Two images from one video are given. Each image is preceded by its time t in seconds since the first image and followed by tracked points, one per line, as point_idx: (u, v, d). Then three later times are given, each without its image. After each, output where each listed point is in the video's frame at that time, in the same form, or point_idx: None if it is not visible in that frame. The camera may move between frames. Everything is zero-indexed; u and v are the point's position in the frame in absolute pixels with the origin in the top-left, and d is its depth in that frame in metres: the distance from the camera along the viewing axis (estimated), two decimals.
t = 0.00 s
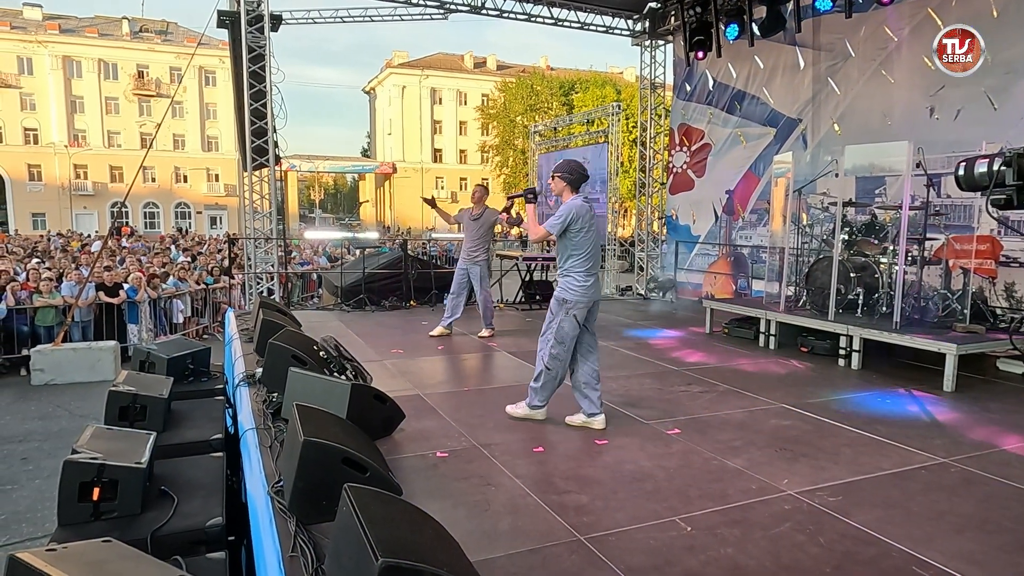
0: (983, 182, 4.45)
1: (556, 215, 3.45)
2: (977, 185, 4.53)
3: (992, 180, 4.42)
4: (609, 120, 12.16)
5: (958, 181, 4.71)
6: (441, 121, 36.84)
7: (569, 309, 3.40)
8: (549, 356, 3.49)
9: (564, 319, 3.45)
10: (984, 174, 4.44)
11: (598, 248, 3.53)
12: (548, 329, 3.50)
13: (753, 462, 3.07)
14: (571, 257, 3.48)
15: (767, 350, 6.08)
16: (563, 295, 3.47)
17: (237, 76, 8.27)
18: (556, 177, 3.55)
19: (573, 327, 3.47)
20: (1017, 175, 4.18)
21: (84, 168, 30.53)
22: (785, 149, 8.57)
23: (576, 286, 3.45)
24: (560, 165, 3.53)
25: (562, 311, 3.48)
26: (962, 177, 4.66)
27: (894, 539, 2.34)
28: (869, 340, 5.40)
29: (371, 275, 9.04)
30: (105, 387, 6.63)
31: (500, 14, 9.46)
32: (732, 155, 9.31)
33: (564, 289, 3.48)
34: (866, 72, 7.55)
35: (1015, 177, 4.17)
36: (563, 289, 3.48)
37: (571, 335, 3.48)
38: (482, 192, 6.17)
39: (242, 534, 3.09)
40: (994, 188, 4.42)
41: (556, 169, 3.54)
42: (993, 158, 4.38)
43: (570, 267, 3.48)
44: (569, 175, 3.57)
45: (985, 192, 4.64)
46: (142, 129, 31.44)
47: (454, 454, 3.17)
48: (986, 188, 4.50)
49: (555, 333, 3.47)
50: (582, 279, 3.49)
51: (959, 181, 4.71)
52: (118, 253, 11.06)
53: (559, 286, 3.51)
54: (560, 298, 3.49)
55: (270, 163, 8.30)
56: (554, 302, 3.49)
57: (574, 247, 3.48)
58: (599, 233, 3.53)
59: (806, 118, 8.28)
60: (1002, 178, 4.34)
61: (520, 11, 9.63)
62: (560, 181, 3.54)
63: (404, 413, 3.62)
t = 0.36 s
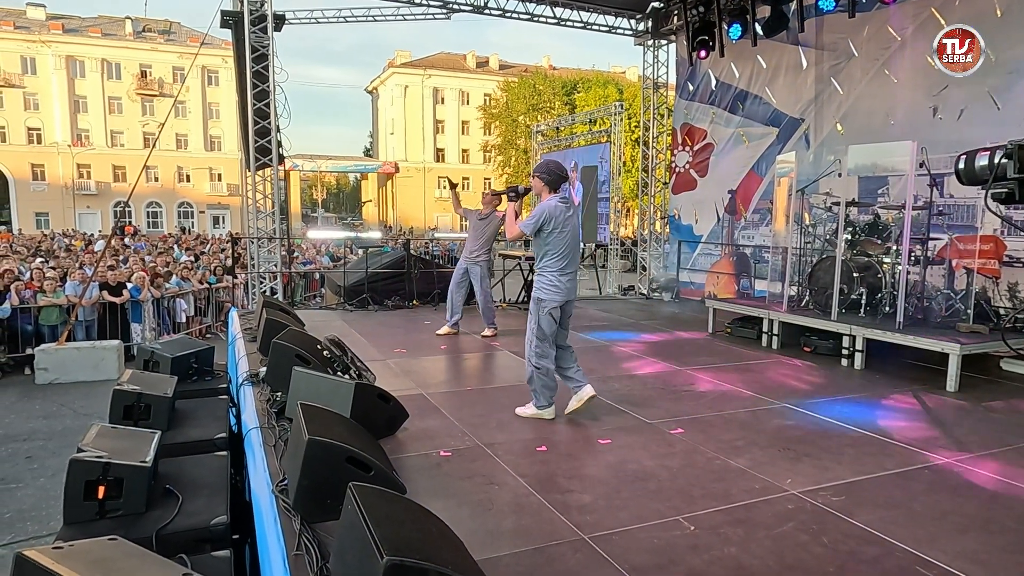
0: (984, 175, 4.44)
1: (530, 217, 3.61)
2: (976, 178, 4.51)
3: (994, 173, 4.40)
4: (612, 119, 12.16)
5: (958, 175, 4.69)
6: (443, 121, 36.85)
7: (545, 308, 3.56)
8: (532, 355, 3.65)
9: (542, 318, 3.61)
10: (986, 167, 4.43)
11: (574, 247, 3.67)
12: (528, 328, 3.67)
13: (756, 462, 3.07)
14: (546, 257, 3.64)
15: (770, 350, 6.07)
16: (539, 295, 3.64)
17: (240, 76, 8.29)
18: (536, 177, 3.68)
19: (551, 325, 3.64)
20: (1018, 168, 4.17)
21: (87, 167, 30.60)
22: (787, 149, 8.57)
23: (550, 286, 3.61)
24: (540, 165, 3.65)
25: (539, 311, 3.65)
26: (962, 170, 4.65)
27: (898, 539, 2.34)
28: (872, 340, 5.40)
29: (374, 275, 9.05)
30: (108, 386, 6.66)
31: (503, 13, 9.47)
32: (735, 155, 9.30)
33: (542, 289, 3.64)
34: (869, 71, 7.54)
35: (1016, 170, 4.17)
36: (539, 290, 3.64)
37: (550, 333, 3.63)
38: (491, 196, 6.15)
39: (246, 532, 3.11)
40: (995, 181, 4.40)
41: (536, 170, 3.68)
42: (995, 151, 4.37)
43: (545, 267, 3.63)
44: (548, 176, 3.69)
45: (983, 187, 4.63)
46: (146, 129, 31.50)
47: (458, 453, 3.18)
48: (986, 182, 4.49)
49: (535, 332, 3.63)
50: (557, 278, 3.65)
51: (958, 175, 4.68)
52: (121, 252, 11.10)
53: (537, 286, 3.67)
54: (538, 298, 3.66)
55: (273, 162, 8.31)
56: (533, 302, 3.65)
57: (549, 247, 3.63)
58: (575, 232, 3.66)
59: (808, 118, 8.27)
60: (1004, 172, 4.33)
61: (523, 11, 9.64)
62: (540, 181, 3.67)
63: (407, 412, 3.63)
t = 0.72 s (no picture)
0: (994, 174, 4.44)
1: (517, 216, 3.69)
2: (986, 177, 4.51)
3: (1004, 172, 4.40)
4: (614, 118, 12.17)
5: (967, 173, 4.70)
6: (446, 120, 36.87)
7: (534, 304, 3.64)
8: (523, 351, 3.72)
9: (532, 315, 3.68)
10: (995, 165, 4.43)
11: (561, 245, 3.76)
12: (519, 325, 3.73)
13: (759, 460, 3.09)
14: (533, 254, 3.72)
15: (773, 349, 6.08)
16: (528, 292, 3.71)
17: (244, 75, 8.31)
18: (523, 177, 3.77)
19: (540, 321, 3.71)
20: None
21: (90, 166, 30.68)
22: (790, 148, 8.56)
23: (538, 282, 3.69)
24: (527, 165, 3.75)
25: (529, 307, 3.72)
26: (972, 169, 4.65)
27: (900, 536, 2.35)
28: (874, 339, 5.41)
29: (377, 274, 9.04)
30: (113, 384, 6.69)
31: (506, 13, 9.49)
32: (738, 154, 9.30)
33: (531, 286, 3.72)
34: (872, 70, 7.54)
35: None
36: (527, 286, 3.72)
37: (540, 329, 3.70)
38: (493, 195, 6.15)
39: (252, 530, 3.14)
40: (1004, 180, 4.41)
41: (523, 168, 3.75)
42: (1005, 150, 4.37)
43: (533, 264, 3.71)
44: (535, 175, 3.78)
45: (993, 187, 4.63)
46: (149, 128, 31.55)
47: (462, 451, 3.20)
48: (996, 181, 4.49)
49: (525, 329, 3.70)
50: (545, 275, 3.73)
51: (968, 173, 4.69)
52: (125, 251, 11.14)
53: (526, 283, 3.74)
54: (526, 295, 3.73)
55: (277, 161, 8.34)
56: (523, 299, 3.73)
57: (537, 245, 3.71)
58: (562, 229, 3.75)
59: (811, 117, 8.28)
60: (1014, 170, 4.33)
61: (526, 10, 9.65)
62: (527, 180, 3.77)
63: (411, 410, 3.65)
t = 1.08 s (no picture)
0: (1007, 183, 4.43)
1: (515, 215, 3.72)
2: (999, 186, 4.50)
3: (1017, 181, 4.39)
4: (617, 116, 12.17)
5: (980, 181, 4.68)
6: (448, 118, 36.86)
7: (535, 300, 3.71)
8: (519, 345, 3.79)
9: (530, 310, 3.75)
10: (1008, 175, 4.42)
11: (552, 244, 3.88)
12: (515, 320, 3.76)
13: (764, 456, 3.10)
14: (531, 251, 3.77)
15: (777, 347, 6.09)
16: (525, 287, 3.77)
17: (249, 73, 8.34)
18: (518, 177, 3.82)
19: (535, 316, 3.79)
20: None
21: (94, 164, 30.75)
22: (793, 146, 8.56)
23: (537, 279, 3.77)
24: (524, 165, 3.79)
25: (524, 303, 3.77)
26: (985, 177, 4.63)
27: (905, 532, 2.37)
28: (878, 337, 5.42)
29: (381, 271, 9.05)
30: (119, 381, 6.73)
31: (510, 11, 9.50)
32: (741, 152, 9.30)
33: (528, 282, 3.78)
34: (876, 68, 7.54)
35: None
36: (525, 281, 3.77)
37: (535, 324, 3.79)
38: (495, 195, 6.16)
39: (261, 525, 3.16)
40: (1018, 189, 4.40)
41: (518, 169, 3.78)
42: (1017, 159, 4.36)
43: (531, 260, 3.77)
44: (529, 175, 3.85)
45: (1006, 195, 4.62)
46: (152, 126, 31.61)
47: (469, 447, 3.22)
48: (1009, 190, 4.48)
49: (522, 324, 3.74)
50: (540, 272, 3.81)
51: (981, 181, 4.67)
52: (129, 249, 11.19)
53: (522, 278, 3.79)
54: (523, 290, 3.78)
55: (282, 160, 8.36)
56: (519, 294, 3.76)
57: (535, 242, 3.77)
58: (554, 229, 3.87)
59: (814, 115, 8.28)
60: None
61: (529, 9, 9.66)
62: (523, 180, 3.81)
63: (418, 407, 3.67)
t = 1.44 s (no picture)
0: None
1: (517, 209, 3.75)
2: None
3: None
4: (620, 113, 12.16)
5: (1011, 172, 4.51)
6: (450, 114, 36.84)
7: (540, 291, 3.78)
8: (523, 336, 3.83)
9: (532, 302, 3.81)
10: None
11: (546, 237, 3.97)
12: (517, 312, 3.79)
13: (769, 451, 3.13)
14: (532, 244, 3.83)
15: (781, 344, 6.11)
16: (528, 279, 3.81)
17: (253, 70, 8.35)
18: (511, 172, 3.84)
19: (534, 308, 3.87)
20: None
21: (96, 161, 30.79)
22: (797, 143, 8.56)
23: (538, 271, 3.83)
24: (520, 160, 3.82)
25: (525, 295, 3.81)
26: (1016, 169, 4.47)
27: (908, 525, 2.40)
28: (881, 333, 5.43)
29: (385, 268, 9.11)
30: (126, 377, 6.78)
31: (514, 8, 9.50)
32: (744, 149, 9.31)
33: (530, 274, 3.82)
34: (880, 65, 7.53)
35: None
36: (527, 274, 3.81)
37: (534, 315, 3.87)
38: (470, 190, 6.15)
39: (270, 519, 3.20)
40: None
41: (515, 164, 3.80)
42: None
43: (532, 252, 3.82)
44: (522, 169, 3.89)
45: None
46: (154, 122, 31.62)
47: (477, 442, 3.25)
48: None
49: (525, 315, 3.79)
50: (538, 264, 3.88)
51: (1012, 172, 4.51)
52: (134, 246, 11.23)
53: (523, 271, 3.82)
54: (524, 282, 3.82)
55: (286, 157, 8.38)
56: (522, 287, 3.79)
57: (536, 235, 3.83)
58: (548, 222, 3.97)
59: (817, 112, 8.28)
60: None
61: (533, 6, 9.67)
62: (518, 175, 3.84)
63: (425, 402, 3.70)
